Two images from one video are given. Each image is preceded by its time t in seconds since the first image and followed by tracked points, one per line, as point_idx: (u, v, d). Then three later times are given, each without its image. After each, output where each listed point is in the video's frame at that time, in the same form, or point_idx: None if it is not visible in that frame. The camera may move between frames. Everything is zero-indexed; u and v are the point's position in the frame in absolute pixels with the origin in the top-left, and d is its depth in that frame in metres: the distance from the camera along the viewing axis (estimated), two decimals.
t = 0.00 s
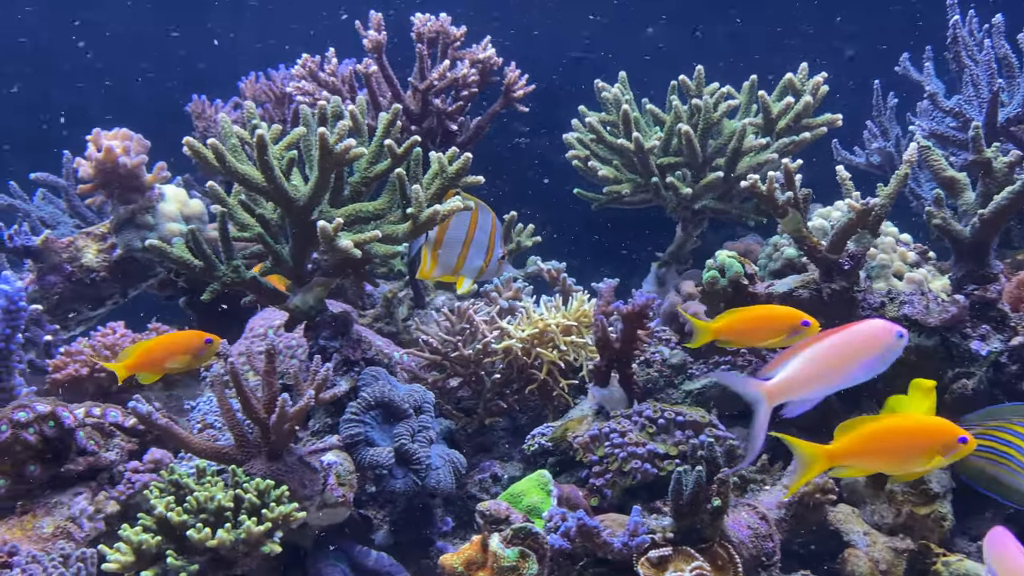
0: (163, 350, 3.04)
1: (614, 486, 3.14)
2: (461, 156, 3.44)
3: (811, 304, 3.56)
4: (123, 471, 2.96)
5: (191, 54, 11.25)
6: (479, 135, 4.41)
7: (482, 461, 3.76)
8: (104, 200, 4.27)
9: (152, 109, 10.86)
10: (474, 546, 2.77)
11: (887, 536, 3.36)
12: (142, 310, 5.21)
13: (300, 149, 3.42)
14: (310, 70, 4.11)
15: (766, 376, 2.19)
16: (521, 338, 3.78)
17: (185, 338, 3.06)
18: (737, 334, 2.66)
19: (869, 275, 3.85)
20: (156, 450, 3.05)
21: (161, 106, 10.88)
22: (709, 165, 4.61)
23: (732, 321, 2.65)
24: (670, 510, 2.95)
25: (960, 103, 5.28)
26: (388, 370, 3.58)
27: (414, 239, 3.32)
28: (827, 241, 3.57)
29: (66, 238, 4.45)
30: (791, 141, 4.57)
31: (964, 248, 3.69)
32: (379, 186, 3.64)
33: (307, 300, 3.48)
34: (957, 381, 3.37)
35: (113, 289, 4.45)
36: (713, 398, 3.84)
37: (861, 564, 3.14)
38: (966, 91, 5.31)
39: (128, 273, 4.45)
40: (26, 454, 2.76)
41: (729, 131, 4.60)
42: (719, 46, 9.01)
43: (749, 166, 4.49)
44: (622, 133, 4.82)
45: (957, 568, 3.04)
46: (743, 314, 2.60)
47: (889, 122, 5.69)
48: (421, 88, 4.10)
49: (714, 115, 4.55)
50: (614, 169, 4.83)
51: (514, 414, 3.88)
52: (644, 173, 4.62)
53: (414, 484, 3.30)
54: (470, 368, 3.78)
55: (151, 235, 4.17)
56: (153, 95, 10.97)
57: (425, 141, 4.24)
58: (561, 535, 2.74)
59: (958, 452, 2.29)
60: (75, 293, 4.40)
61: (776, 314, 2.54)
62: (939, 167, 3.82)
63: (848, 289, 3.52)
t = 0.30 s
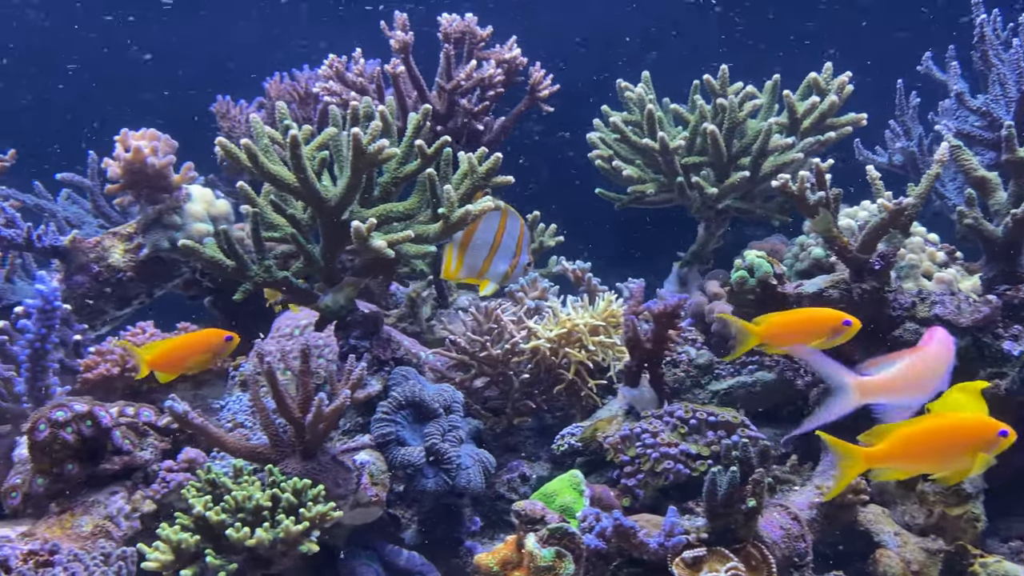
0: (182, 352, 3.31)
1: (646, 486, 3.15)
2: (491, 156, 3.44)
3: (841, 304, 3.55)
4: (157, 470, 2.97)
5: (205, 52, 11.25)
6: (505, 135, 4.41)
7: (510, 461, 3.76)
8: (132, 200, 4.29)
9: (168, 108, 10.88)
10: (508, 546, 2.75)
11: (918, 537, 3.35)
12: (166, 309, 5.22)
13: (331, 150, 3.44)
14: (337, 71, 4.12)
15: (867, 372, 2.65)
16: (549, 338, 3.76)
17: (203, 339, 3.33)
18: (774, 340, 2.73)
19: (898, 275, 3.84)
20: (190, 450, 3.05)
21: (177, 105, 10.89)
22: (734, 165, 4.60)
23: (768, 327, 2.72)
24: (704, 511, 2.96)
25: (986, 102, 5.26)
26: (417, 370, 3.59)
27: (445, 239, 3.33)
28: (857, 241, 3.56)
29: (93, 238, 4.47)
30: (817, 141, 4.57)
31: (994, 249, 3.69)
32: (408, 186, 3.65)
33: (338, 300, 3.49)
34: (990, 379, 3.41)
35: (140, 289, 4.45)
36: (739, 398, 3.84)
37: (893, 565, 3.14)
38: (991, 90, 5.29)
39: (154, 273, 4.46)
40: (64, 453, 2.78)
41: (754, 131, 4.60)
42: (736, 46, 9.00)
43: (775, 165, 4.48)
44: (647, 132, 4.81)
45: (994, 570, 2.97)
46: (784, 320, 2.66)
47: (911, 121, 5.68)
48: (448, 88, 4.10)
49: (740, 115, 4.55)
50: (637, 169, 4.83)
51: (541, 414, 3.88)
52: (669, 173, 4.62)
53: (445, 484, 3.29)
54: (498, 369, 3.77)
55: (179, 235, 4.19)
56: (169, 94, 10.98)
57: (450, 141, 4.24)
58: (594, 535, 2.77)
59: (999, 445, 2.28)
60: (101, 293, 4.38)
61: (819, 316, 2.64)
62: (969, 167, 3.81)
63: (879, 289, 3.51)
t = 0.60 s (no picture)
0: (209, 349, 3.31)
1: (679, 486, 3.15)
2: (522, 155, 3.44)
3: (872, 303, 3.56)
4: (193, 468, 2.98)
5: (216, 48, 11.15)
6: (531, 135, 4.41)
7: (539, 460, 3.76)
8: (160, 199, 4.30)
9: (186, 109, 10.94)
10: (545, 545, 2.75)
11: (952, 538, 3.33)
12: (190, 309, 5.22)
13: (365, 150, 3.45)
14: (364, 71, 4.13)
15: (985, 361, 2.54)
16: (577, 338, 3.74)
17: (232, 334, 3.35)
18: (812, 344, 2.73)
19: (929, 274, 3.83)
20: (225, 448, 3.07)
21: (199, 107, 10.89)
22: (759, 164, 4.59)
23: (807, 331, 2.72)
24: (739, 511, 2.95)
25: (1013, 101, 5.23)
26: (448, 369, 3.60)
27: (478, 238, 3.33)
28: (889, 240, 3.56)
29: (121, 238, 4.47)
30: (843, 140, 4.56)
31: None
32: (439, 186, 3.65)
33: (369, 299, 3.49)
34: None
35: (166, 289, 4.48)
36: (768, 398, 3.83)
37: (927, 566, 3.13)
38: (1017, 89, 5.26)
39: (182, 272, 4.47)
40: (103, 452, 2.79)
41: (780, 130, 4.59)
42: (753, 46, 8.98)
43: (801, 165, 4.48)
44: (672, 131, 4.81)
45: None
46: (828, 321, 2.67)
47: (935, 121, 5.66)
48: (475, 87, 4.09)
49: (766, 114, 4.59)
50: (662, 168, 4.82)
51: (570, 413, 3.87)
52: (695, 172, 4.61)
53: (476, 483, 3.29)
54: (527, 369, 3.77)
55: (207, 236, 4.22)
56: (187, 93, 11.03)
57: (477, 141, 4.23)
58: (631, 534, 2.77)
59: None
60: (129, 292, 4.42)
61: (861, 316, 2.67)
62: (1002, 167, 3.79)
63: (911, 289, 3.51)
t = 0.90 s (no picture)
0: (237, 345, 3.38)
1: (714, 486, 3.15)
2: (554, 154, 3.40)
3: (906, 302, 3.59)
4: (230, 466, 2.99)
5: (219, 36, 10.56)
6: (558, 134, 4.41)
7: (569, 459, 3.76)
8: (188, 199, 4.33)
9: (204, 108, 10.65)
10: (583, 543, 2.78)
11: (986, 538, 3.32)
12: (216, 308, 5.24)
13: (398, 149, 3.46)
14: (393, 71, 4.14)
15: None
16: (607, 337, 3.74)
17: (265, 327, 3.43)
18: (855, 347, 2.81)
19: (961, 274, 3.81)
20: (261, 446, 3.09)
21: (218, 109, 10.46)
22: (786, 163, 4.58)
23: (848, 333, 2.80)
24: (776, 510, 2.94)
25: None
26: (479, 369, 3.63)
27: (511, 237, 3.29)
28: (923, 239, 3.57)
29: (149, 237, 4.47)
30: (871, 139, 4.54)
31: None
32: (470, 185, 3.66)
33: (401, 298, 3.45)
34: None
35: (195, 288, 4.49)
36: (799, 397, 3.80)
37: (962, 566, 3.12)
38: None
39: (210, 272, 4.51)
40: (142, 450, 2.80)
41: (807, 128, 4.57)
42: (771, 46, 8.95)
43: (829, 164, 4.47)
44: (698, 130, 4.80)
45: None
46: (870, 322, 2.74)
47: (959, 119, 5.64)
48: (504, 87, 4.09)
49: (793, 112, 4.51)
50: (687, 167, 4.82)
51: (599, 412, 3.86)
52: (722, 171, 4.60)
53: (510, 481, 3.30)
54: (557, 368, 3.76)
55: (236, 235, 4.25)
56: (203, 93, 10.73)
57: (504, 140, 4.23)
58: (670, 534, 2.77)
59: None
60: (157, 292, 4.41)
61: (902, 314, 2.74)
62: None
63: (945, 288, 3.50)
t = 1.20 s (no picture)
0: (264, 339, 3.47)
1: (750, 485, 3.13)
2: (588, 152, 3.38)
3: (940, 301, 3.57)
4: (267, 464, 3.00)
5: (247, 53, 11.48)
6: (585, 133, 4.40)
7: (601, 458, 3.75)
8: (217, 199, 4.34)
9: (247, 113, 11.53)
10: (622, 542, 2.76)
11: None
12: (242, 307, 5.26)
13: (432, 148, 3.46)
14: (422, 70, 4.14)
15: None
16: (639, 336, 3.70)
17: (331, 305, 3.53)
18: (895, 352, 2.80)
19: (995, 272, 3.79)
20: (297, 444, 3.08)
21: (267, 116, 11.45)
22: (814, 162, 4.57)
23: (889, 339, 2.80)
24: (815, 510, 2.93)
25: None
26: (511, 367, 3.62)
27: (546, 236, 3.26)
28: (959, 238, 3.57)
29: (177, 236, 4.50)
30: (900, 138, 4.52)
31: None
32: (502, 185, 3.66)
33: (434, 297, 3.48)
34: None
35: (222, 287, 4.48)
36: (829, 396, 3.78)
37: (1000, 565, 3.09)
38: None
39: (237, 271, 4.49)
40: (182, 447, 2.80)
41: (835, 127, 4.56)
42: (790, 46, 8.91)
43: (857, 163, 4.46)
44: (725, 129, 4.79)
45: None
46: (911, 321, 2.75)
47: (986, 118, 5.61)
48: (532, 86, 4.08)
49: (821, 111, 4.53)
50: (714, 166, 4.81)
51: (630, 412, 3.85)
52: (750, 170, 4.58)
53: (544, 480, 3.30)
54: (589, 367, 3.77)
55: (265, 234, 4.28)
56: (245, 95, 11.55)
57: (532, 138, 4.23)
58: (710, 532, 2.77)
59: None
60: (186, 291, 4.44)
61: (942, 312, 2.76)
62: None
63: (981, 287, 3.50)
